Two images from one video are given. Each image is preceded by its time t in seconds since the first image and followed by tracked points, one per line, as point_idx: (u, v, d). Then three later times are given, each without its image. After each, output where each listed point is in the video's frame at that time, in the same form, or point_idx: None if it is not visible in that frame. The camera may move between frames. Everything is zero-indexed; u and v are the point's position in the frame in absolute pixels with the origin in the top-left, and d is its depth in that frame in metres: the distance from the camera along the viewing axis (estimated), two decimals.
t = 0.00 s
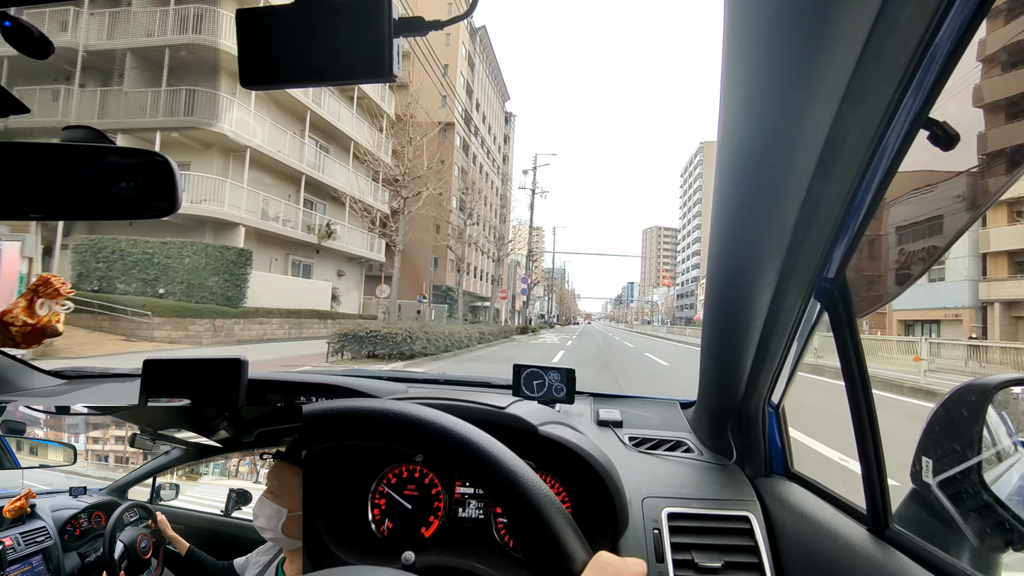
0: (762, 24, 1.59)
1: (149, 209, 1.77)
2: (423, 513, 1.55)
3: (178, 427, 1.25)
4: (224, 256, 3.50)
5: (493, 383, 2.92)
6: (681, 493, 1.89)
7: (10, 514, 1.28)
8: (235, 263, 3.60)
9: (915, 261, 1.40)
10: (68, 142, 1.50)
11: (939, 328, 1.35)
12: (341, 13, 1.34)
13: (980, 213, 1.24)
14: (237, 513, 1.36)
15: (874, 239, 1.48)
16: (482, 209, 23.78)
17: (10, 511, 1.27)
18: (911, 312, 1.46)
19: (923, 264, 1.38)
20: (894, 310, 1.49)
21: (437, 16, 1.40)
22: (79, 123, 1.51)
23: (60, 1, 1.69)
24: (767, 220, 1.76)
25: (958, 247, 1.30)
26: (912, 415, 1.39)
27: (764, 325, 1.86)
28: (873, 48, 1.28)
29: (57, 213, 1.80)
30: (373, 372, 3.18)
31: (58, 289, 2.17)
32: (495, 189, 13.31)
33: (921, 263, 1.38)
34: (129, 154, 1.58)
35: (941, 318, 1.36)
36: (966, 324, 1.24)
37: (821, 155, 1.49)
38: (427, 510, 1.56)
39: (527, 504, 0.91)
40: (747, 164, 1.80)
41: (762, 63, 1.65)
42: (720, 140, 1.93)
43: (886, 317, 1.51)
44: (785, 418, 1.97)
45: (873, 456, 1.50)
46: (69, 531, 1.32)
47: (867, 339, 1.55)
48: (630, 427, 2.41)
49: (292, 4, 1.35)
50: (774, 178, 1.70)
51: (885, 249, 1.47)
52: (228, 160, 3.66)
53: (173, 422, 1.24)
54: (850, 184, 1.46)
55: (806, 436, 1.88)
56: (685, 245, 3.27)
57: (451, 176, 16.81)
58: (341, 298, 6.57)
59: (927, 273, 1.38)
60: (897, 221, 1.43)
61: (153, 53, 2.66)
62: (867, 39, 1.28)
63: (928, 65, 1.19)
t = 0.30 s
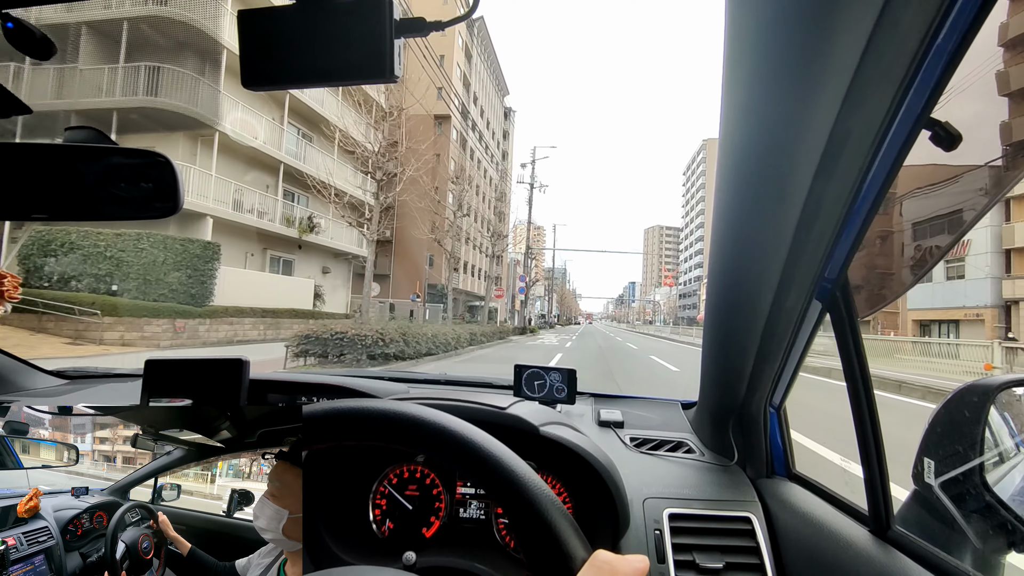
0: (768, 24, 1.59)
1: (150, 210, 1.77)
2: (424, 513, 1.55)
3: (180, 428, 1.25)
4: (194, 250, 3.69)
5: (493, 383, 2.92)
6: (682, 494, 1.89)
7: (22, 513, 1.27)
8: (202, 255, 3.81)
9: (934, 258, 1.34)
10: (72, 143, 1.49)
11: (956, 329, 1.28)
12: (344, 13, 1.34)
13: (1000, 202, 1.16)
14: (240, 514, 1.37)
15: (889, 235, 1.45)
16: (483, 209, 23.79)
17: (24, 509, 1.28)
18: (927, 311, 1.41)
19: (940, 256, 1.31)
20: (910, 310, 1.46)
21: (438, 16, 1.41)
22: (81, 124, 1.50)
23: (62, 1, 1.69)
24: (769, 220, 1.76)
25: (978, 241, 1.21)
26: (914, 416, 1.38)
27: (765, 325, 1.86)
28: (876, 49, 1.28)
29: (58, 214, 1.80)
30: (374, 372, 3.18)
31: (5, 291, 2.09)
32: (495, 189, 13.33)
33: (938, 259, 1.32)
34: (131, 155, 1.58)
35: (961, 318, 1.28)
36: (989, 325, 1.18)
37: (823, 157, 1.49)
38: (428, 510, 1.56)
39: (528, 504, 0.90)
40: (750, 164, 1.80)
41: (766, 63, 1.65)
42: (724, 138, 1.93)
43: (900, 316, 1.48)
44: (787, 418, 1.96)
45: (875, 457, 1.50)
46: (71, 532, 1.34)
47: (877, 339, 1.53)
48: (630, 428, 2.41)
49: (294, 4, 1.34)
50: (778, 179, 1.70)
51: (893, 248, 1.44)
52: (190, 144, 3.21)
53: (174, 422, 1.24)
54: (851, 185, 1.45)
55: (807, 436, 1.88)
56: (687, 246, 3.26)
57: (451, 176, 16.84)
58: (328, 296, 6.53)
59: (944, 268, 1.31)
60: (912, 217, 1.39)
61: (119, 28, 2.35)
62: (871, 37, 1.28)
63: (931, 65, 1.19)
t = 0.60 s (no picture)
0: (772, 24, 1.59)
1: (153, 211, 1.76)
2: (425, 513, 1.55)
3: (180, 428, 1.27)
4: (150, 244, 3.66)
5: (495, 383, 2.92)
6: (683, 494, 1.89)
7: (19, 514, 1.28)
8: (156, 247, 3.71)
9: (957, 253, 1.24)
10: (74, 143, 1.52)
11: (980, 330, 1.19)
12: (346, 13, 1.34)
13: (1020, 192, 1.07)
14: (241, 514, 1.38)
15: (905, 231, 1.39)
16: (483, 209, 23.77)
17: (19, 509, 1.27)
18: (945, 310, 1.32)
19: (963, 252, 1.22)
20: (926, 309, 1.36)
21: (440, 16, 1.40)
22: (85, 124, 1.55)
23: (63, 1, 1.69)
24: (772, 220, 1.76)
25: (1001, 235, 1.10)
26: (914, 417, 1.37)
27: (767, 326, 1.86)
28: (878, 49, 1.28)
29: (60, 216, 1.81)
30: (375, 372, 3.19)
31: (64, 288, 2.37)
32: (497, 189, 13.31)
33: (959, 255, 1.23)
34: (134, 156, 1.58)
35: (982, 319, 1.19)
36: (1015, 325, 1.10)
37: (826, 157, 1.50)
38: (429, 509, 1.56)
39: (530, 504, 0.90)
40: (753, 165, 1.80)
41: (770, 63, 1.64)
42: (725, 138, 1.93)
43: (913, 316, 1.39)
44: (788, 419, 1.96)
45: (876, 457, 1.49)
46: (72, 532, 1.34)
47: (888, 338, 1.47)
48: (631, 428, 2.41)
49: (296, 3, 1.34)
50: (781, 179, 1.69)
51: (894, 245, 1.43)
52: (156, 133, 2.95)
53: (174, 423, 1.26)
54: (853, 186, 1.45)
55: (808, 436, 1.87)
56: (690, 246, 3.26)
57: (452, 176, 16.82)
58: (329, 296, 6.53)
59: (967, 265, 1.21)
60: (930, 211, 1.31)
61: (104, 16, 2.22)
62: (874, 35, 1.28)
63: (932, 66, 1.18)
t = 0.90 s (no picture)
0: (773, 23, 1.59)
1: (152, 211, 1.76)
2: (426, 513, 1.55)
3: (181, 428, 1.27)
4: (77, 237, 3.50)
5: (495, 383, 2.92)
6: (684, 494, 1.89)
7: (21, 514, 1.28)
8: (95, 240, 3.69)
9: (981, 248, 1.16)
10: (73, 144, 1.53)
11: (1005, 330, 1.11)
12: (346, 13, 1.34)
13: None
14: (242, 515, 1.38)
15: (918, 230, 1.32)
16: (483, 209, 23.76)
17: (22, 509, 1.27)
18: (964, 309, 1.23)
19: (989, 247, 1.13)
20: (945, 309, 1.28)
21: (440, 16, 1.40)
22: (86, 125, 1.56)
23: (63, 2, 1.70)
24: (772, 220, 1.77)
25: None
26: (914, 417, 1.37)
27: (768, 326, 1.86)
28: (879, 48, 1.28)
29: (62, 215, 1.81)
30: (376, 372, 3.19)
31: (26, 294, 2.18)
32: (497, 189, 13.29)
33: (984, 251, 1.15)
34: (133, 156, 1.58)
35: (1007, 317, 1.10)
36: None
37: (826, 157, 1.50)
38: (430, 509, 1.56)
39: (530, 503, 0.90)
40: (753, 164, 1.80)
41: (771, 62, 1.64)
42: (726, 138, 1.93)
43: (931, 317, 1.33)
44: (788, 418, 1.96)
45: (877, 457, 1.49)
46: (73, 532, 1.32)
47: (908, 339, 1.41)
48: (632, 428, 2.41)
49: (296, 4, 1.34)
50: (781, 178, 1.70)
51: (893, 244, 1.41)
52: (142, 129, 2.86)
53: (176, 423, 1.27)
54: (853, 185, 1.45)
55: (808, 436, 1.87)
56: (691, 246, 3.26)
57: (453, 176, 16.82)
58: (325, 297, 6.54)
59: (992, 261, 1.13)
60: (948, 207, 1.24)
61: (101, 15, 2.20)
62: (874, 33, 1.28)
63: (932, 67, 1.18)
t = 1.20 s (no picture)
0: (773, 23, 1.59)
1: (151, 211, 1.76)
2: (426, 513, 1.55)
3: (184, 428, 1.27)
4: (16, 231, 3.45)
5: (494, 383, 2.92)
6: (684, 495, 1.89)
7: (22, 514, 1.40)
8: None
9: (1009, 244, 1.07)
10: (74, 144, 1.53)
11: None
12: (345, 15, 1.35)
13: None
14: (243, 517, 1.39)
15: (937, 224, 1.26)
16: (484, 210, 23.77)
17: (22, 510, 1.40)
18: (988, 309, 1.13)
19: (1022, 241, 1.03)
20: (968, 308, 1.17)
21: (440, 17, 1.41)
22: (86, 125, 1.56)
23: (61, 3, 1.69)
24: (773, 221, 1.77)
25: None
26: (914, 417, 1.37)
27: (768, 326, 1.86)
28: (880, 49, 1.28)
29: (61, 217, 1.82)
30: (376, 373, 3.19)
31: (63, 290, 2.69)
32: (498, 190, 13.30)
33: (1014, 246, 1.06)
34: (133, 156, 1.59)
35: None
36: None
37: (827, 157, 1.50)
38: (430, 510, 1.56)
39: (530, 506, 0.90)
40: (753, 164, 1.80)
41: (771, 63, 1.65)
42: (726, 139, 1.94)
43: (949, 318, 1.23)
44: (788, 419, 1.95)
45: (876, 456, 1.49)
46: (76, 532, 1.42)
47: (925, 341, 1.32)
48: (632, 428, 2.41)
49: (297, 4, 1.34)
50: (782, 179, 1.70)
51: (894, 244, 1.41)
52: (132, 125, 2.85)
53: (179, 423, 1.27)
54: (854, 186, 1.45)
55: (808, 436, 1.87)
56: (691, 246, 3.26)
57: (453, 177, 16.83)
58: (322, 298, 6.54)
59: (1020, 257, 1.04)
60: (973, 199, 1.16)
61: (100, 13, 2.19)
62: (874, 34, 1.28)
63: (933, 67, 1.18)
